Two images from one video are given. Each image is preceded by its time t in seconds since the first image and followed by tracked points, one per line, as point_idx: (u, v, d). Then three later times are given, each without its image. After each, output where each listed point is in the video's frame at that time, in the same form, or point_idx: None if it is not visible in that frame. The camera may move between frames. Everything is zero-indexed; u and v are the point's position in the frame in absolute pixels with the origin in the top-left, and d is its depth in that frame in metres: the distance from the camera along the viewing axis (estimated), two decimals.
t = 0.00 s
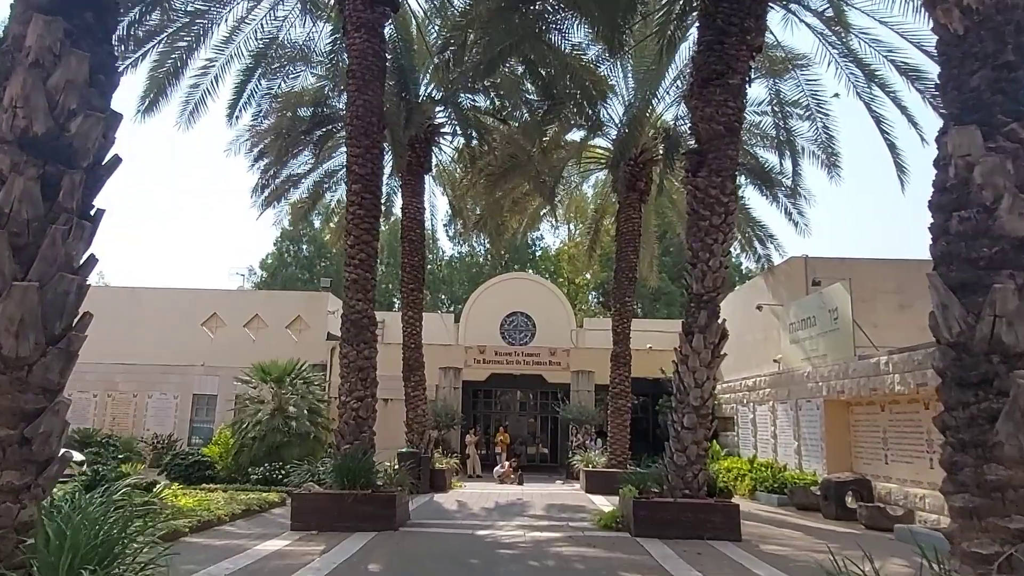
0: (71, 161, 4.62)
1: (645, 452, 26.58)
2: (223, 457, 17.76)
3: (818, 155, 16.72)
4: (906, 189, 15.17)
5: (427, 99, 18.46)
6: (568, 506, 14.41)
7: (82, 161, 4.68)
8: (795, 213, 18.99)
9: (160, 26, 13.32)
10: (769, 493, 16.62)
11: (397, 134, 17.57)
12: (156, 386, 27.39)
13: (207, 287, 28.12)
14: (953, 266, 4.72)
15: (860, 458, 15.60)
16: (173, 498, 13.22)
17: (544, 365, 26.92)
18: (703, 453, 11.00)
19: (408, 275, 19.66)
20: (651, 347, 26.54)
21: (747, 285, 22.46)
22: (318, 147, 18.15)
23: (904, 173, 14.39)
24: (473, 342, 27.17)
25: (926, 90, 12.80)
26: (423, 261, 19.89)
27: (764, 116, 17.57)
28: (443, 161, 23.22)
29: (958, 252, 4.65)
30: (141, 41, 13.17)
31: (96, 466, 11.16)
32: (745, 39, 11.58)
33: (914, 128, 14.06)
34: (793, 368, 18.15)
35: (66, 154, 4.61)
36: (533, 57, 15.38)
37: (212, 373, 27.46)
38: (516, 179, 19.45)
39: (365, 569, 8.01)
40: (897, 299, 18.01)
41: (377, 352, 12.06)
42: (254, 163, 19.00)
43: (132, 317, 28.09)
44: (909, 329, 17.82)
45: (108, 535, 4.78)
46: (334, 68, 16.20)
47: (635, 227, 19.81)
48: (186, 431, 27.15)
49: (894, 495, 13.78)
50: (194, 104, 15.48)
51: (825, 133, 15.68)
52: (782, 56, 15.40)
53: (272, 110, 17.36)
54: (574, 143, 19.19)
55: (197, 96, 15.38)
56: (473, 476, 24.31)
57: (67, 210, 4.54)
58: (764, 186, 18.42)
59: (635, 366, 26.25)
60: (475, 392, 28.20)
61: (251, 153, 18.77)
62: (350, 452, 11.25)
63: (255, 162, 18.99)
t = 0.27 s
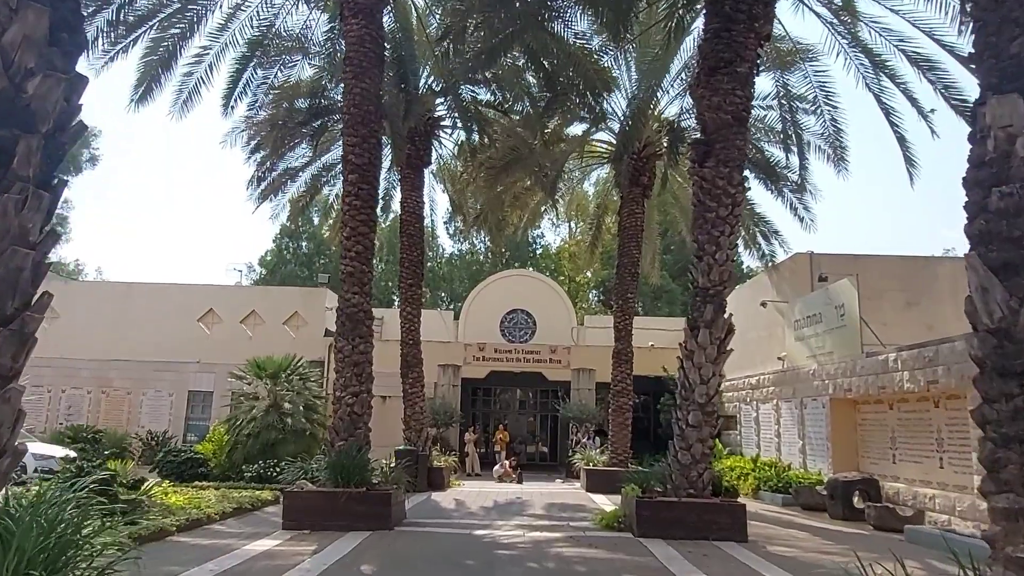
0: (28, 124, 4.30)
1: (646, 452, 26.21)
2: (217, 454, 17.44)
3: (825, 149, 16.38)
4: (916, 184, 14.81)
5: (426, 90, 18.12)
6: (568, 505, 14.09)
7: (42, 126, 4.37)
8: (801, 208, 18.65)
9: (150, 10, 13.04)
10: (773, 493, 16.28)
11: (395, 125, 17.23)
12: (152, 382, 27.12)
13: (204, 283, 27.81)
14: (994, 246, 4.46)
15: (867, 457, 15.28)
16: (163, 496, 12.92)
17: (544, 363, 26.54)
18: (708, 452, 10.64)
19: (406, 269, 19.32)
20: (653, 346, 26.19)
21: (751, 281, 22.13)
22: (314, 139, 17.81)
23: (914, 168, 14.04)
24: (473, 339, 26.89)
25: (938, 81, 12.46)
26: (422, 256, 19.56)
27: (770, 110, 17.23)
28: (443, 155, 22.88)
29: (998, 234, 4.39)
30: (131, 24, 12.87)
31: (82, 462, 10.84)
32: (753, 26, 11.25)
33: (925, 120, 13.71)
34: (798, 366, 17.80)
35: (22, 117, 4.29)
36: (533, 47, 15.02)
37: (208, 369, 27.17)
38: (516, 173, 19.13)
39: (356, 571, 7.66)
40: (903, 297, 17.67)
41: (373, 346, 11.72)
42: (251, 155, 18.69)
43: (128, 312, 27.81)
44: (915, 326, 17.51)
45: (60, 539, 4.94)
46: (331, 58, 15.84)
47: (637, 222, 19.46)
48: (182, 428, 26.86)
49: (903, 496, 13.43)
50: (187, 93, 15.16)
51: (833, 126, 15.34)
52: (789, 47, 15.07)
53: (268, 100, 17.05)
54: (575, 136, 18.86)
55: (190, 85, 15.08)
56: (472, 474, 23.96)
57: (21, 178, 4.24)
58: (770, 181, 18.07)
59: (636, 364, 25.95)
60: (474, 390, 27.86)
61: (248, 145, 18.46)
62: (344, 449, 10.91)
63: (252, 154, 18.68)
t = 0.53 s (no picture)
0: None
1: (647, 454, 25.84)
2: (209, 458, 17.02)
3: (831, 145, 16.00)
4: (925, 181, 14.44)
5: (423, 85, 17.74)
6: (568, 510, 13.72)
7: None
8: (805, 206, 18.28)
9: None
10: (778, 497, 15.90)
11: (391, 121, 16.84)
12: (145, 384, 26.69)
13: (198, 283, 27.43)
14: None
15: (874, 461, 14.91)
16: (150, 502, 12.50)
17: (543, 364, 26.07)
18: (714, 456, 10.28)
19: (403, 268, 18.94)
20: (654, 347, 25.81)
21: (751, 280, 21.72)
22: (308, 135, 17.41)
23: (924, 164, 13.66)
24: (471, 340, 26.49)
25: (950, 74, 12.11)
26: (418, 255, 19.19)
27: (774, 106, 16.87)
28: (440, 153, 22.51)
29: None
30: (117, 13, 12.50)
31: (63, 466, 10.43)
32: (761, 15, 10.89)
33: (935, 115, 13.35)
34: (802, 367, 17.44)
35: None
36: (532, 39, 14.65)
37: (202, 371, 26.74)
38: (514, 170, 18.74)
39: None
40: (909, 297, 17.32)
41: (367, 346, 11.33)
42: (244, 151, 18.28)
43: (120, 313, 27.42)
44: (919, 327, 17.19)
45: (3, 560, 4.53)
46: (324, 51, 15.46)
47: (638, 220, 19.08)
48: (175, 430, 26.41)
49: (912, 501, 13.07)
50: (177, 86, 14.78)
51: (839, 122, 14.98)
52: (795, 41, 14.71)
53: (260, 95, 16.66)
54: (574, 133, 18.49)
55: (180, 78, 14.69)
56: (469, 477, 23.54)
57: None
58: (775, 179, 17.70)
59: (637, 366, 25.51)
60: (472, 391, 27.48)
61: (241, 141, 18.05)
62: (337, 453, 10.53)
63: (245, 151, 18.28)
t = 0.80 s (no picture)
0: None
1: (647, 450, 25.38)
2: (202, 455, 16.65)
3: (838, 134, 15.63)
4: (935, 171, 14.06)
5: (420, 74, 17.37)
6: (569, 508, 13.36)
7: None
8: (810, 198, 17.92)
9: None
10: (783, 494, 15.54)
11: (387, 110, 16.45)
12: (140, 379, 26.21)
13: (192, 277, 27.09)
14: None
15: (881, 456, 14.58)
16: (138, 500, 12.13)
17: (543, 359, 25.26)
18: (720, 451, 9.94)
19: (400, 262, 18.59)
20: (655, 342, 25.44)
21: (756, 272, 21.34)
22: (303, 124, 17.00)
23: (935, 153, 13.30)
24: (470, 335, 26.32)
25: (962, 58, 11.71)
26: (416, 248, 18.83)
27: (778, 96, 16.51)
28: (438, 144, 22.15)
29: None
30: None
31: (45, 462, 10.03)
32: None
33: (946, 102, 13.00)
34: (807, 361, 17.09)
35: None
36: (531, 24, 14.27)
37: (197, 367, 26.20)
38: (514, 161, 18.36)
39: None
40: (916, 291, 16.98)
41: (362, 338, 10.97)
42: (238, 142, 17.90)
43: (115, 308, 27.07)
44: (926, 321, 16.85)
45: None
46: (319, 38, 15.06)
47: (640, 212, 18.71)
48: (169, 426, 25.95)
49: (923, 498, 12.73)
50: (168, 73, 14.40)
51: (846, 110, 14.62)
52: (802, 27, 14.34)
53: (254, 84, 16.29)
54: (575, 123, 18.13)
55: (171, 65, 14.32)
56: (468, 474, 23.21)
57: None
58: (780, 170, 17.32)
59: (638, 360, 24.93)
60: (471, 387, 27.12)
61: (235, 131, 17.67)
62: (329, 449, 10.18)
63: (239, 141, 17.90)
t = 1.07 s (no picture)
0: None
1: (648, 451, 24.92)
2: (193, 457, 16.27)
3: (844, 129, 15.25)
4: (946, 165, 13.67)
5: (417, 69, 17.00)
6: (570, 513, 12.98)
7: None
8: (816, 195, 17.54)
9: None
10: (788, 498, 15.17)
11: (383, 105, 16.08)
12: (134, 379, 25.57)
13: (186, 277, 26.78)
14: None
15: (889, 459, 14.23)
16: (124, 506, 11.77)
17: (542, 360, 24.88)
18: (727, 456, 9.58)
19: (396, 260, 18.23)
20: (655, 342, 25.09)
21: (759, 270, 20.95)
22: (296, 120, 16.62)
23: (945, 147, 12.93)
24: (468, 335, 25.97)
25: (975, 49, 11.36)
26: (413, 247, 18.48)
27: (782, 90, 16.14)
28: (436, 141, 21.79)
29: None
30: None
31: (25, 467, 9.63)
32: None
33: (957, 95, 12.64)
34: (812, 362, 16.71)
35: None
36: (530, 16, 13.92)
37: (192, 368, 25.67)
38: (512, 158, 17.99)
39: None
40: (924, 291, 16.61)
41: (355, 339, 10.60)
42: (230, 138, 17.53)
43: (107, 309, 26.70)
44: (934, 321, 16.47)
45: None
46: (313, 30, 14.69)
47: (640, 210, 18.34)
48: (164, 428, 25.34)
49: (935, 503, 12.38)
50: (157, 67, 14.04)
51: (854, 104, 14.26)
52: (809, 19, 13.97)
53: (246, 79, 15.92)
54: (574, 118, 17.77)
55: (160, 58, 13.96)
56: (466, 477, 22.85)
57: None
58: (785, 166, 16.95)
59: (638, 361, 24.49)
60: (469, 388, 26.76)
61: (227, 128, 17.30)
62: (321, 453, 9.82)
63: (231, 138, 17.53)
